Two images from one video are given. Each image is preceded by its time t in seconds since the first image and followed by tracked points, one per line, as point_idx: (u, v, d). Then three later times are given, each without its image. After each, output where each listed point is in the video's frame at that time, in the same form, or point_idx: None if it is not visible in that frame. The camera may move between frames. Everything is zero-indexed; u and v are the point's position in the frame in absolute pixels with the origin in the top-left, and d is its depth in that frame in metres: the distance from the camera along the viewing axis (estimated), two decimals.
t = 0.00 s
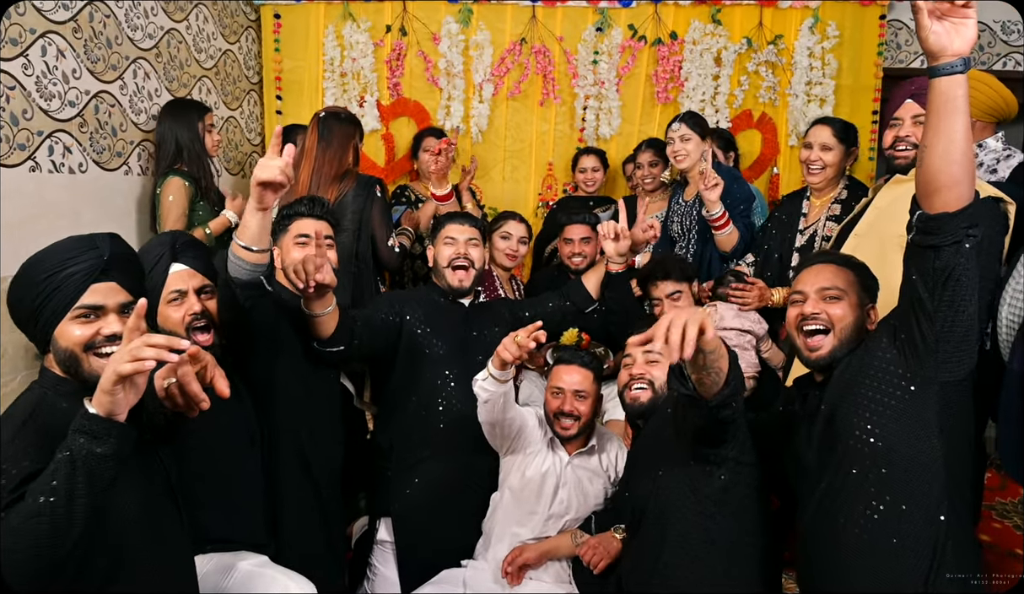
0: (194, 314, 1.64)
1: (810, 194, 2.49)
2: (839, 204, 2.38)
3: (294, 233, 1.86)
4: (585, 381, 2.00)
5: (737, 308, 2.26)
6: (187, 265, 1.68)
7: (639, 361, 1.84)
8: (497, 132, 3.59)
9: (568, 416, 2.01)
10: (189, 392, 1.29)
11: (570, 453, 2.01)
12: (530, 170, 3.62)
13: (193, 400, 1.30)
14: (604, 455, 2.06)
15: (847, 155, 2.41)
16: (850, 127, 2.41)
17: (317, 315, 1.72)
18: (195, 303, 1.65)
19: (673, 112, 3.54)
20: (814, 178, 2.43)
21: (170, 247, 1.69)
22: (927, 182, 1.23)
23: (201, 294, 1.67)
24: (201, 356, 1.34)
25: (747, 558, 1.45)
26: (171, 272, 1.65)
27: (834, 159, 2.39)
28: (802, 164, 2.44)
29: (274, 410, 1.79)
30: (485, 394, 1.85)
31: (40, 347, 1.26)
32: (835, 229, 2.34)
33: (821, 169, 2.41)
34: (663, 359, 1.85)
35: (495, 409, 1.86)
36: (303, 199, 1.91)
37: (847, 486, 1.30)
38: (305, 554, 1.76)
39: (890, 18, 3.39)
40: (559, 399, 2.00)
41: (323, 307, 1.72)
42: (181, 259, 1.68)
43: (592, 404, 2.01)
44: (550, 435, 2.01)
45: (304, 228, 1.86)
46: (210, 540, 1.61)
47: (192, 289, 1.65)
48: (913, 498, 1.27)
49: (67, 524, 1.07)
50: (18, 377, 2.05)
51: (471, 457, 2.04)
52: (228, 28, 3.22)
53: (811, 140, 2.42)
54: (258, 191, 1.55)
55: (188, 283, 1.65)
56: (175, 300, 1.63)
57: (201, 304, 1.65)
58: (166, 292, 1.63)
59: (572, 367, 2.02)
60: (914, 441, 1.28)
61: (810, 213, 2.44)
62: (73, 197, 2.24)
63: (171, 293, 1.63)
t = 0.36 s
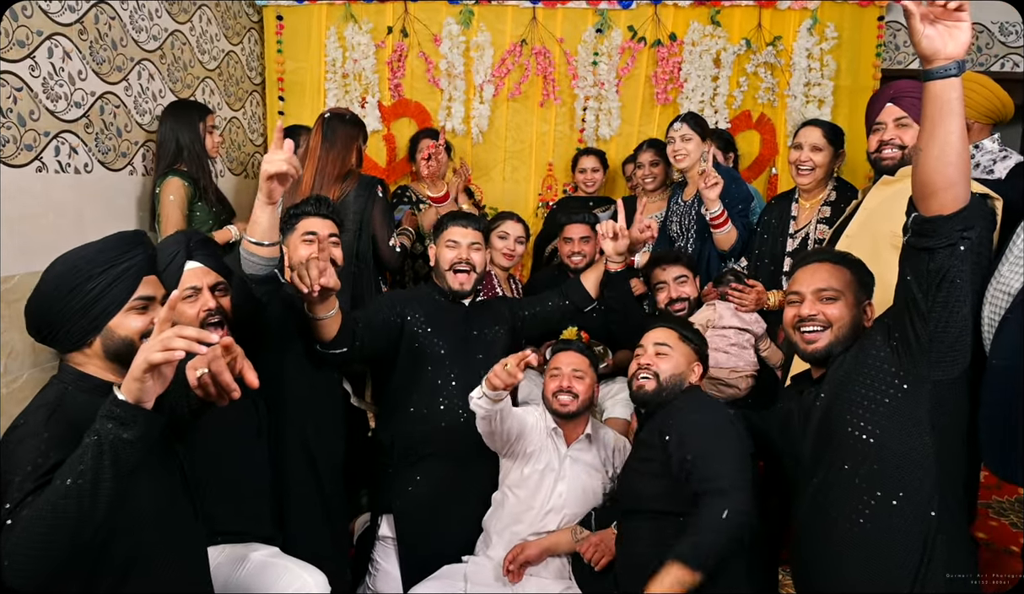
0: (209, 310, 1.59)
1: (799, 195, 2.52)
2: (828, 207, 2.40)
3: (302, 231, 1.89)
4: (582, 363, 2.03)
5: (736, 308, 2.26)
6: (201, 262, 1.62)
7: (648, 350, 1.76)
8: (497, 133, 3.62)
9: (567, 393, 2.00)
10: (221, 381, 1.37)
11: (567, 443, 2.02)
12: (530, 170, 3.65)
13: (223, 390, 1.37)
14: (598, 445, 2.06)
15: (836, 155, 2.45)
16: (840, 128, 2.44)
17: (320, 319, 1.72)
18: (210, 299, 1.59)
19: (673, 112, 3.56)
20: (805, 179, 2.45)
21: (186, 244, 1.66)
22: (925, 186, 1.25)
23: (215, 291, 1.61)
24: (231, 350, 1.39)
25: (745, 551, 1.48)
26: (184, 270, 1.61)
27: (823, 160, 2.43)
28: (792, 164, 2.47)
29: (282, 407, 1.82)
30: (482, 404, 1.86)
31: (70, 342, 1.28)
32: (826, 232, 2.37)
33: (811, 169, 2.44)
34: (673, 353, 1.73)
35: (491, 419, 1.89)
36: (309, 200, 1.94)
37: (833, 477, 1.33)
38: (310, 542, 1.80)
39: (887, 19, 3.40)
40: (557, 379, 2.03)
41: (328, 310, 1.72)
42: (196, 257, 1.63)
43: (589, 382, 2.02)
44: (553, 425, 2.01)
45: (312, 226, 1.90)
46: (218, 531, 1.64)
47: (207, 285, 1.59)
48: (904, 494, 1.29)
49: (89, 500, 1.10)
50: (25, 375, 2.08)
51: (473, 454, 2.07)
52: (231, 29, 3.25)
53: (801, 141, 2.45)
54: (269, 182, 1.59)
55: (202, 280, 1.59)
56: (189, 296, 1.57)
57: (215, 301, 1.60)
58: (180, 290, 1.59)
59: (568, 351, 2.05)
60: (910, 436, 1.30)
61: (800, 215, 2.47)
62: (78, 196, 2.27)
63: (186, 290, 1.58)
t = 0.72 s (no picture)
0: (204, 316, 1.75)
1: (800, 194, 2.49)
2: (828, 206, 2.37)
3: (301, 229, 1.95)
4: (581, 360, 2.02)
5: (736, 307, 2.26)
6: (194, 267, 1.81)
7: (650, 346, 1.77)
8: (498, 131, 3.60)
9: (565, 390, 2.00)
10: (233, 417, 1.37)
11: (567, 443, 2.01)
12: (530, 169, 3.63)
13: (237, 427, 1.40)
14: (598, 445, 2.06)
15: (838, 153, 2.42)
16: (840, 128, 2.43)
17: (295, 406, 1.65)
18: (203, 305, 1.76)
19: (675, 111, 3.54)
20: (805, 176, 2.42)
21: (180, 250, 1.85)
22: (959, 238, 1.06)
23: (209, 296, 1.79)
24: (241, 388, 1.35)
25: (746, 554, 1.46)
26: (179, 274, 1.78)
27: (824, 157, 2.40)
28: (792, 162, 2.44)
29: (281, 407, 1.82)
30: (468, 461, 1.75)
31: (78, 340, 1.28)
32: (827, 231, 2.34)
33: (811, 168, 2.41)
34: (671, 348, 1.73)
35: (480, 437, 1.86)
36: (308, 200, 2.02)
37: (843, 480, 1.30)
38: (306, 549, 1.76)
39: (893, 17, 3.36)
40: (556, 377, 2.01)
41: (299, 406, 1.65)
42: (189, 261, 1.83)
43: (587, 381, 2.01)
44: (552, 425, 2.00)
45: (311, 225, 1.96)
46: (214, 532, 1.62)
47: (201, 291, 1.77)
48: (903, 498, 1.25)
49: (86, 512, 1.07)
50: (23, 374, 2.07)
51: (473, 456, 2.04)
52: (230, 27, 3.23)
53: (801, 139, 2.43)
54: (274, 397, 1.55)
55: (196, 287, 1.77)
56: (184, 303, 1.75)
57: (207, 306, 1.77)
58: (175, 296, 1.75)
59: (567, 349, 2.04)
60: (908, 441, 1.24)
61: (800, 215, 2.45)
62: (76, 195, 2.26)
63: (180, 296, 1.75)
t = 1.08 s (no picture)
0: (198, 312, 1.60)
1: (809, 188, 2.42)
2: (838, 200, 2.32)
3: (313, 231, 1.72)
4: (589, 370, 1.94)
5: (741, 306, 2.17)
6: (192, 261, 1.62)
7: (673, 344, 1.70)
8: (499, 127, 3.54)
9: (575, 404, 1.93)
10: None
11: (574, 454, 1.96)
12: (533, 166, 3.57)
13: None
14: (606, 453, 2.00)
15: (848, 146, 2.35)
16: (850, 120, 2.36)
17: None
18: (199, 300, 1.61)
19: (680, 105, 3.48)
20: (813, 170, 2.35)
21: (177, 241, 1.61)
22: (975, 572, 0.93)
23: (206, 292, 1.63)
24: None
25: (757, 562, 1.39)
26: (176, 266, 1.59)
27: (833, 149, 2.33)
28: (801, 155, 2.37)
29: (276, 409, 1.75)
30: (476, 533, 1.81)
31: (69, 337, 1.21)
32: (835, 227, 2.27)
33: (820, 161, 2.34)
34: (694, 347, 1.66)
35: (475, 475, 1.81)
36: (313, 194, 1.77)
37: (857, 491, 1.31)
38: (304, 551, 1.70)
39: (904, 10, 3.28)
40: (563, 389, 1.93)
41: None
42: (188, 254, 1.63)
43: (596, 391, 1.94)
44: (557, 439, 1.94)
45: (324, 226, 1.74)
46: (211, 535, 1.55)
47: (198, 285, 1.62)
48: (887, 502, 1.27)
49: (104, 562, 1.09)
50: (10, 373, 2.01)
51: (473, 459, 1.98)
52: (227, 21, 3.18)
53: (810, 131, 2.36)
54: None
55: (194, 280, 1.61)
56: (178, 297, 1.59)
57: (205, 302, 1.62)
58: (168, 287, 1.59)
59: (574, 358, 1.96)
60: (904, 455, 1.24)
61: (809, 210, 2.38)
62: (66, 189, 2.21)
63: (175, 289, 1.59)
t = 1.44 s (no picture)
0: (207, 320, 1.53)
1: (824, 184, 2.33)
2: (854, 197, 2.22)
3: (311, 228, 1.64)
4: (597, 375, 1.88)
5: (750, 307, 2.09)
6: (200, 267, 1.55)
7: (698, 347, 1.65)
8: (504, 123, 3.47)
9: (581, 410, 1.86)
10: None
11: (578, 462, 1.88)
12: (538, 163, 3.51)
13: None
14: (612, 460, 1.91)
15: (866, 140, 2.26)
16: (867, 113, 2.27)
17: None
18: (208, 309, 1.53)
19: (689, 100, 3.39)
20: (827, 164, 2.27)
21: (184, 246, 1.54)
22: None
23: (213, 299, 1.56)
24: None
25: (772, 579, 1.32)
26: (184, 274, 1.52)
27: (850, 143, 2.24)
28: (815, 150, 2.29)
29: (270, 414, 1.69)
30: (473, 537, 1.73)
31: (54, 342, 1.15)
32: (850, 224, 2.18)
33: (835, 155, 2.25)
34: (717, 352, 1.60)
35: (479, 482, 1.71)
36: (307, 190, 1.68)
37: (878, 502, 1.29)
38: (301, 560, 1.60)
39: None
40: (571, 393, 1.86)
41: None
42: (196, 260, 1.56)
43: (604, 398, 1.88)
44: (562, 446, 1.85)
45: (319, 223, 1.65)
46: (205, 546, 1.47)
47: (207, 293, 1.54)
48: (908, 516, 1.25)
49: None
50: None
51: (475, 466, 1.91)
52: (226, 14, 3.12)
53: (825, 124, 2.27)
54: None
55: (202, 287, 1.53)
56: (188, 305, 1.51)
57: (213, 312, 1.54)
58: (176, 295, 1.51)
59: (580, 361, 1.90)
60: (926, 473, 1.23)
61: (823, 207, 2.29)
62: (57, 185, 2.16)
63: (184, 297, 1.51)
